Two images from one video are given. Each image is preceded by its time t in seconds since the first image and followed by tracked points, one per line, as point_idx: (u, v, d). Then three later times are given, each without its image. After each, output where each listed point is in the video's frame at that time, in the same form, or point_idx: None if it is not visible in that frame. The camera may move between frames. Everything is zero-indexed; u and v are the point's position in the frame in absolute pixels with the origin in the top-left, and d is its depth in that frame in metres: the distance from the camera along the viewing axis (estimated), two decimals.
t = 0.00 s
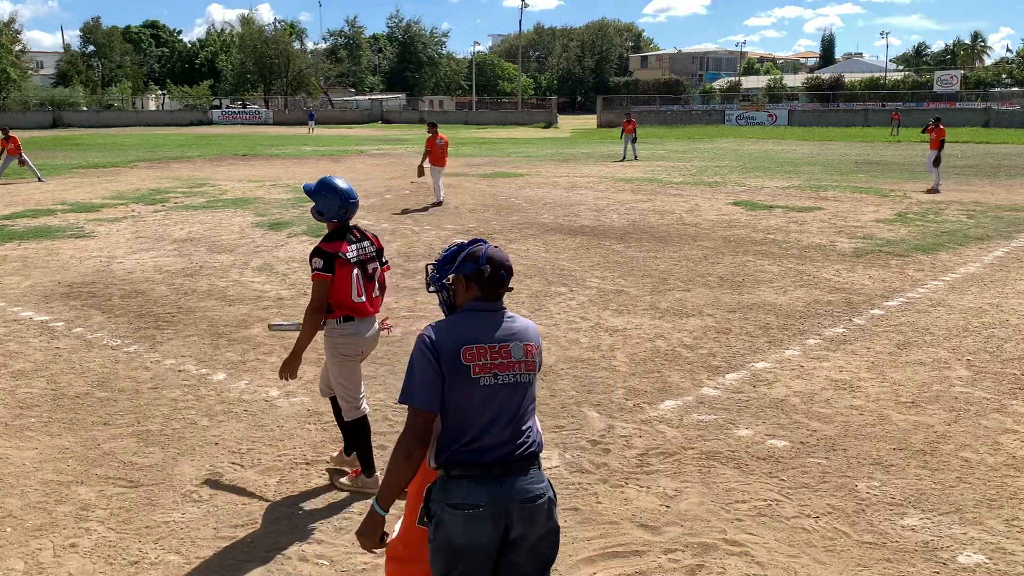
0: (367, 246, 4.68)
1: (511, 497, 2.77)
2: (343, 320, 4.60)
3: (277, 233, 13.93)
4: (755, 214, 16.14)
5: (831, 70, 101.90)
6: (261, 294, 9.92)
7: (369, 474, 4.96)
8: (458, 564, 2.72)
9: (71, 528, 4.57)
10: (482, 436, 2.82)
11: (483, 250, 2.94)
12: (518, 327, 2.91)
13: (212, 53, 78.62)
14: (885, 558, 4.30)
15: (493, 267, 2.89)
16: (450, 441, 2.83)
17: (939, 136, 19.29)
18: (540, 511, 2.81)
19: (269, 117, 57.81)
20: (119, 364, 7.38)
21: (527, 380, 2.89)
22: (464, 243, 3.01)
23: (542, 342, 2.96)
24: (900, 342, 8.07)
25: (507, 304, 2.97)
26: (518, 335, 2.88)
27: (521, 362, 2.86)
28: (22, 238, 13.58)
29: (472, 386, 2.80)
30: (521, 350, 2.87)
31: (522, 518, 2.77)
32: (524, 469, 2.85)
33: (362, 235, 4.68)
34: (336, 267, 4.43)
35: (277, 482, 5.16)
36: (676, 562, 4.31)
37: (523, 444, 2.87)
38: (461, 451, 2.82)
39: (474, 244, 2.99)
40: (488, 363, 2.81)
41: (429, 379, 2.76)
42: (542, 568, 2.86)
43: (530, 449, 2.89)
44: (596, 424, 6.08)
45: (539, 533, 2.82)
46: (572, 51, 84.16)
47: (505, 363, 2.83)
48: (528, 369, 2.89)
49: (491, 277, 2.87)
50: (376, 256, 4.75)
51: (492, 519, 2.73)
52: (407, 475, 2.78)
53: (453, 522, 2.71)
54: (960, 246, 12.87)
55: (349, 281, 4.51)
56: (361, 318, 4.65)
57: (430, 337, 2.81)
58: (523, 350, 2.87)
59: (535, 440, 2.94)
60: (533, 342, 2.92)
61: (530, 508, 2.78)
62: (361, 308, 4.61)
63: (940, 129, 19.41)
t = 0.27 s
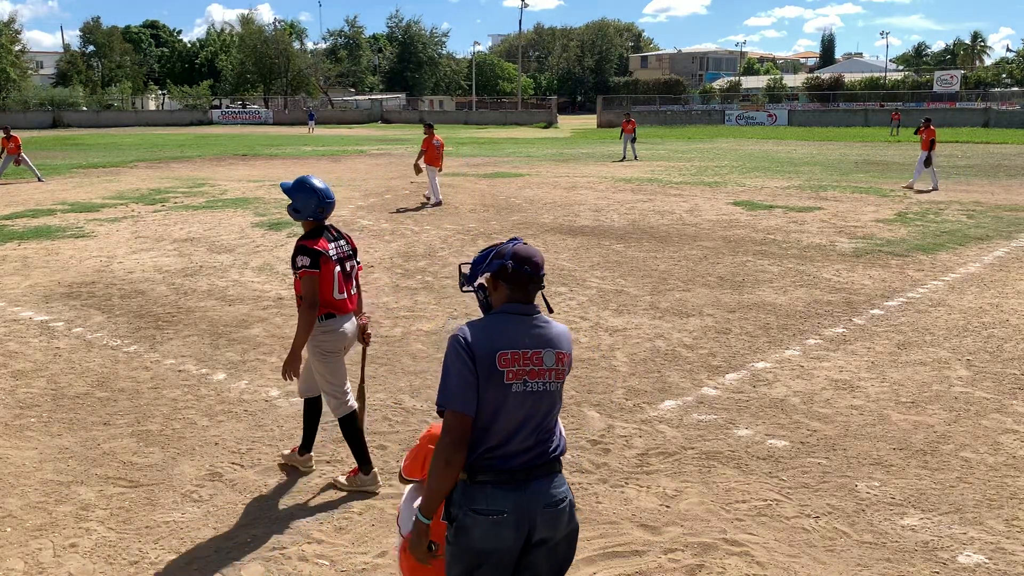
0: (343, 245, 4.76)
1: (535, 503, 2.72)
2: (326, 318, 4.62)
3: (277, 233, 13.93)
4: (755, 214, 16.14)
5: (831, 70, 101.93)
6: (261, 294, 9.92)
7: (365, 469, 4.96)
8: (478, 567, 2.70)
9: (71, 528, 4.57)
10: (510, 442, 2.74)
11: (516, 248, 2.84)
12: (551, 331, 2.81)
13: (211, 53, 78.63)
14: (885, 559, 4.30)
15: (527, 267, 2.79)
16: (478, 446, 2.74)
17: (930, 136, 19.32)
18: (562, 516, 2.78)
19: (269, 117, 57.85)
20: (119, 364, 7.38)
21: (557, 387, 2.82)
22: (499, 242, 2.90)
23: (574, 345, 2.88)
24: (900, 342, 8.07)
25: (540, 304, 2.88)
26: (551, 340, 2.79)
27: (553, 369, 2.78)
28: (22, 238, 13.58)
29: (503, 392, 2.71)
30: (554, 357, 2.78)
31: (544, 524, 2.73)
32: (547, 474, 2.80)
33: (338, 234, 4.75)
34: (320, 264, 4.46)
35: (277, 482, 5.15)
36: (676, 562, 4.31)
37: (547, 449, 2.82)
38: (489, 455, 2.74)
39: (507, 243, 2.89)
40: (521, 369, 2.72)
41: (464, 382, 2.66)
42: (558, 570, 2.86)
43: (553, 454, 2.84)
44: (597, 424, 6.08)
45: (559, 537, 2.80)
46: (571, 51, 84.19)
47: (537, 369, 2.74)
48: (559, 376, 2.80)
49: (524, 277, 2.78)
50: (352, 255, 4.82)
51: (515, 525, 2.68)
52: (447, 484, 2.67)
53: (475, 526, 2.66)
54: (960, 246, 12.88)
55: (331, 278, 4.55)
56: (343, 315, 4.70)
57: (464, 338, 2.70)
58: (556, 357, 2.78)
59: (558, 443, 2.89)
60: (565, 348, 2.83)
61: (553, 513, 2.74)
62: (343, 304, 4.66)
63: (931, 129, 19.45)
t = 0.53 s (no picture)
0: (323, 239, 4.75)
1: (546, 506, 2.72)
2: (305, 313, 4.63)
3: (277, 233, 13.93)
4: (755, 214, 16.14)
5: (831, 70, 101.95)
6: (261, 294, 9.93)
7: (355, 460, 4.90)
8: (488, 568, 2.69)
9: (70, 528, 4.57)
10: (523, 446, 2.73)
11: (535, 250, 2.81)
12: (567, 336, 2.79)
13: (211, 53, 78.61)
14: (885, 558, 4.30)
15: (544, 270, 2.76)
16: (491, 449, 2.72)
17: (920, 135, 19.33)
18: (572, 519, 2.78)
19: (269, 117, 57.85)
20: (119, 364, 7.39)
21: (571, 392, 2.81)
22: (517, 244, 2.87)
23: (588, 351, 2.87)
24: (900, 342, 8.08)
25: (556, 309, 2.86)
26: (567, 345, 2.78)
27: (567, 374, 2.77)
28: (22, 238, 13.58)
29: (517, 397, 2.69)
30: (568, 362, 2.77)
31: (555, 527, 2.73)
32: (559, 477, 2.79)
33: (317, 228, 4.75)
34: (298, 259, 4.47)
35: (277, 482, 5.15)
36: (676, 562, 4.31)
37: (559, 453, 2.81)
38: (501, 459, 2.73)
39: (525, 244, 2.86)
40: (535, 375, 2.70)
41: (479, 387, 2.63)
42: (566, 570, 2.86)
43: (565, 457, 2.83)
44: (597, 424, 6.08)
45: (569, 539, 2.80)
46: (571, 51, 84.23)
47: (551, 375, 2.73)
48: (573, 382, 2.79)
49: (541, 280, 2.75)
50: (331, 249, 4.82)
51: (526, 528, 2.68)
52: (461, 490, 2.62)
53: (486, 529, 2.66)
54: (960, 246, 12.88)
55: (309, 274, 4.56)
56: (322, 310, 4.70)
57: (479, 342, 2.67)
58: (570, 363, 2.77)
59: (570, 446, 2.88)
60: (580, 353, 2.81)
61: (563, 516, 2.74)
62: (322, 299, 4.68)
63: (921, 128, 19.47)
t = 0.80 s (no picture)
0: (312, 236, 4.81)
1: (547, 506, 2.72)
2: (285, 308, 4.69)
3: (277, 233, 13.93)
4: (755, 214, 16.14)
5: (831, 70, 101.97)
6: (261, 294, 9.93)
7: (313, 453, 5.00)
8: (487, 568, 2.69)
9: (71, 528, 4.57)
10: (524, 448, 2.73)
11: (541, 252, 2.80)
12: (570, 337, 2.79)
13: (211, 53, 78.62)
14: (885, 558, 4.30)
15: (550, 270, 2.77)
16: (493, 449, 2.71)
17: (914, 134, 19.30)
18: (572, 519, 2.79)
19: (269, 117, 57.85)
20: (119, 364, 7.39)
21: (573, 393, 2.81)
22: (523, 245, 2.87)
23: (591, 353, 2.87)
24: (900, 342, 8.07)
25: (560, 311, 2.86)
26: (570, 346, 2.78)
27: (569, 376, 2.77)
28: (22, 238, 13.58)
29: (520, 398, 2.69)
30: (572, 364, 2.77)
31: (556, 527, 2.74)
32: (560, 478, 2.80)
33: (305, 225, 4.81)
34: (279, 256, 4.56)
35: (277, 482, 5.15)
36: (676, 562, 4.31)
37: (561, 453, 2.81)
38: (503, 459, 2.72)
39: (532, 243, 2.85)
40: (538, 376, 2.70)
41: (482, 387, 2.63)
42: (565, 569, 2.88)
43: (566, 458, 2.83)
44: (597, 424, 6.08)
45: (569, 538, 2.81)
46: (572, 51, 84.24)
47: (554, 376, 2.73)
48: (575, 383, 2.79)
49: (547, 281, 2.75)
50: (321, 247, 4.87)
51: (527, 528, 2.68)
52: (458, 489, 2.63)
53: (486, 529, 2.66)
54: (960, 246, 12.88)
55: (291, 271, 4.62)
56: (306, 307, 4.75)
57: (483, 343, 2.66)
58: (573, 364, 2.77)
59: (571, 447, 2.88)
60: (583, 355, 2.82)
61: (564, 516, 2.75)
62: (306, 296, 4.73)
63: (914, 128, 19.46)
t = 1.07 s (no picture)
0: (301, 236, 4.80)
1: (546, 505, 2.72)
2: (267, 307, 4.71)
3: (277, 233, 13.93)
4: (755, 214, 16.14)
5: (831, 70, 102.02)
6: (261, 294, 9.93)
7: (252, 460, 5.05)
8: (485, 567, 2.69)
9: (71, 528, 4.57)
10: (524, 447, 2.73)
11: (542, 252, 2.80)
12: (570, 336, 2.80)
13: (211, 53, 78.65)
14: (885, 559, 4.30)
15: (552, 270, 2.77)
16: (492, 448, 2.71)
17: (905, 134, 19.32)
18: (570, 518, 2.79)
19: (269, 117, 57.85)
20: (119, 364, 7.39)
21: (572, 393, 2.82)
22: (524, 243, 2.86)
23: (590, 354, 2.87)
24: (900, 342, 8.08)
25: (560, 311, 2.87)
26: (570, 346, 2.78)
27: (570, 376, 2.78)
28: (22, 238, 13.59)
29: (521, 398, 2.69)
30: (572, 364, 2.78)
31: (554, 525, 2.74)
32: (558, 476, 2.80)
33: (295, 225, 4.81)
34: (262, 256, 4.58)
35: (276, 482, 5.15)
36: (676, 562, 4.31)
37: (558, 453, 2.81)
38: (503, 458, 2.72)
39: (534, 242, 2.85)
40: (539, 376, 2.71)
41: (483, 386, 2.62)
42: (563, 569, 2.88)
43: (565, 457, 2.84)
44: (597, 424, 6.08)
45: (567, 537, 2.82)
46: (572, 52, 84.27)
47: (555, 376, 2.73)
48: (575, 382, 2.80)
49: (549, 281, 2.76)
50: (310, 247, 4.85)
51: (526, 526, 2.68)
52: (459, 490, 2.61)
53: (486, 528, 2.66)
54: (960, 246, 12.88)
55: (274, 271, 4.63)
56: (288, 307, 4.75)
57: (484, 342, 2.66)
58: (573, 364, 2.78)
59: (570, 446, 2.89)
60: (583, 354, 2.82)
61: (562, 514, 2.75)
62: (289, 297, 4.73)
63: (905, 128, 19.46)
